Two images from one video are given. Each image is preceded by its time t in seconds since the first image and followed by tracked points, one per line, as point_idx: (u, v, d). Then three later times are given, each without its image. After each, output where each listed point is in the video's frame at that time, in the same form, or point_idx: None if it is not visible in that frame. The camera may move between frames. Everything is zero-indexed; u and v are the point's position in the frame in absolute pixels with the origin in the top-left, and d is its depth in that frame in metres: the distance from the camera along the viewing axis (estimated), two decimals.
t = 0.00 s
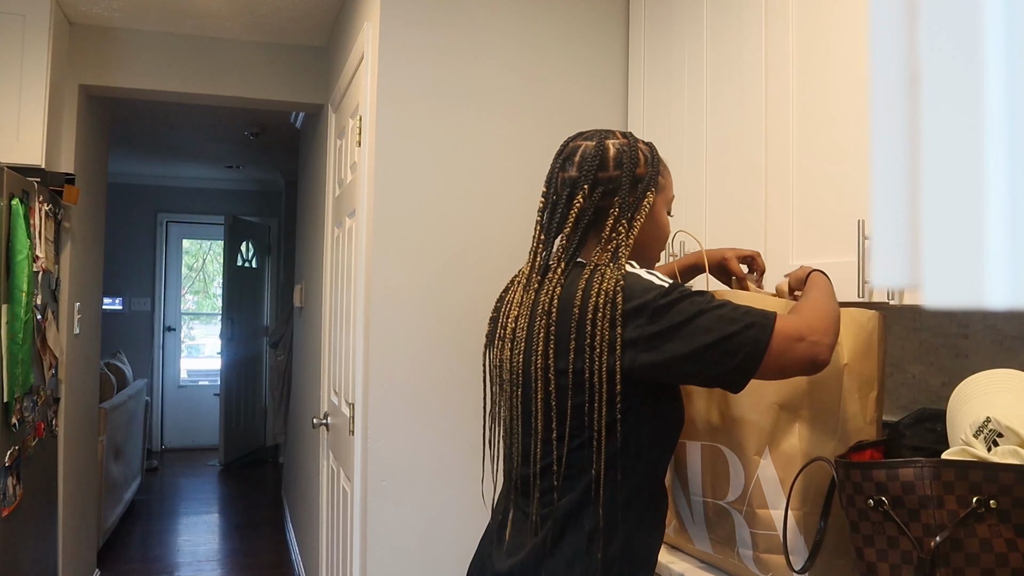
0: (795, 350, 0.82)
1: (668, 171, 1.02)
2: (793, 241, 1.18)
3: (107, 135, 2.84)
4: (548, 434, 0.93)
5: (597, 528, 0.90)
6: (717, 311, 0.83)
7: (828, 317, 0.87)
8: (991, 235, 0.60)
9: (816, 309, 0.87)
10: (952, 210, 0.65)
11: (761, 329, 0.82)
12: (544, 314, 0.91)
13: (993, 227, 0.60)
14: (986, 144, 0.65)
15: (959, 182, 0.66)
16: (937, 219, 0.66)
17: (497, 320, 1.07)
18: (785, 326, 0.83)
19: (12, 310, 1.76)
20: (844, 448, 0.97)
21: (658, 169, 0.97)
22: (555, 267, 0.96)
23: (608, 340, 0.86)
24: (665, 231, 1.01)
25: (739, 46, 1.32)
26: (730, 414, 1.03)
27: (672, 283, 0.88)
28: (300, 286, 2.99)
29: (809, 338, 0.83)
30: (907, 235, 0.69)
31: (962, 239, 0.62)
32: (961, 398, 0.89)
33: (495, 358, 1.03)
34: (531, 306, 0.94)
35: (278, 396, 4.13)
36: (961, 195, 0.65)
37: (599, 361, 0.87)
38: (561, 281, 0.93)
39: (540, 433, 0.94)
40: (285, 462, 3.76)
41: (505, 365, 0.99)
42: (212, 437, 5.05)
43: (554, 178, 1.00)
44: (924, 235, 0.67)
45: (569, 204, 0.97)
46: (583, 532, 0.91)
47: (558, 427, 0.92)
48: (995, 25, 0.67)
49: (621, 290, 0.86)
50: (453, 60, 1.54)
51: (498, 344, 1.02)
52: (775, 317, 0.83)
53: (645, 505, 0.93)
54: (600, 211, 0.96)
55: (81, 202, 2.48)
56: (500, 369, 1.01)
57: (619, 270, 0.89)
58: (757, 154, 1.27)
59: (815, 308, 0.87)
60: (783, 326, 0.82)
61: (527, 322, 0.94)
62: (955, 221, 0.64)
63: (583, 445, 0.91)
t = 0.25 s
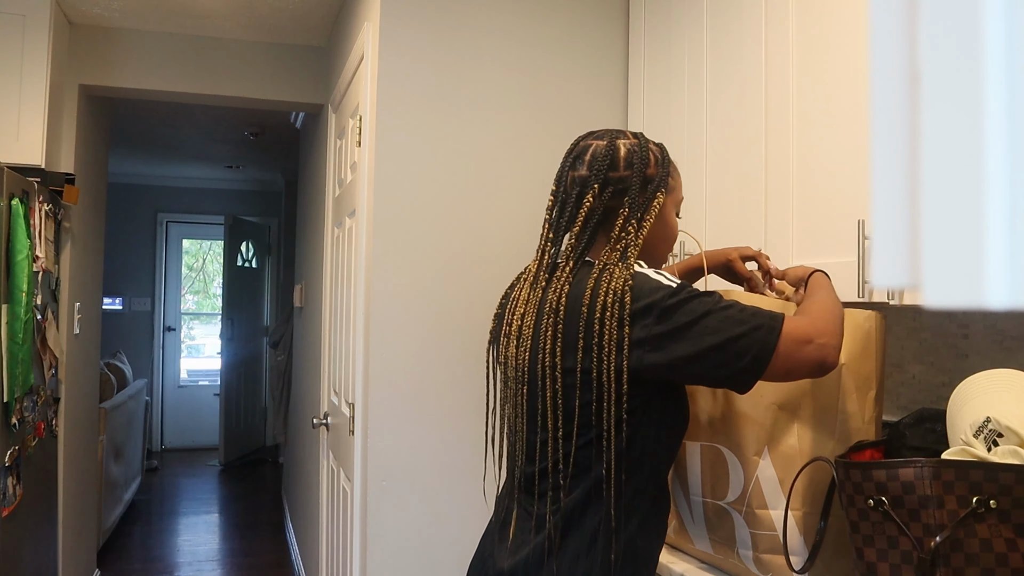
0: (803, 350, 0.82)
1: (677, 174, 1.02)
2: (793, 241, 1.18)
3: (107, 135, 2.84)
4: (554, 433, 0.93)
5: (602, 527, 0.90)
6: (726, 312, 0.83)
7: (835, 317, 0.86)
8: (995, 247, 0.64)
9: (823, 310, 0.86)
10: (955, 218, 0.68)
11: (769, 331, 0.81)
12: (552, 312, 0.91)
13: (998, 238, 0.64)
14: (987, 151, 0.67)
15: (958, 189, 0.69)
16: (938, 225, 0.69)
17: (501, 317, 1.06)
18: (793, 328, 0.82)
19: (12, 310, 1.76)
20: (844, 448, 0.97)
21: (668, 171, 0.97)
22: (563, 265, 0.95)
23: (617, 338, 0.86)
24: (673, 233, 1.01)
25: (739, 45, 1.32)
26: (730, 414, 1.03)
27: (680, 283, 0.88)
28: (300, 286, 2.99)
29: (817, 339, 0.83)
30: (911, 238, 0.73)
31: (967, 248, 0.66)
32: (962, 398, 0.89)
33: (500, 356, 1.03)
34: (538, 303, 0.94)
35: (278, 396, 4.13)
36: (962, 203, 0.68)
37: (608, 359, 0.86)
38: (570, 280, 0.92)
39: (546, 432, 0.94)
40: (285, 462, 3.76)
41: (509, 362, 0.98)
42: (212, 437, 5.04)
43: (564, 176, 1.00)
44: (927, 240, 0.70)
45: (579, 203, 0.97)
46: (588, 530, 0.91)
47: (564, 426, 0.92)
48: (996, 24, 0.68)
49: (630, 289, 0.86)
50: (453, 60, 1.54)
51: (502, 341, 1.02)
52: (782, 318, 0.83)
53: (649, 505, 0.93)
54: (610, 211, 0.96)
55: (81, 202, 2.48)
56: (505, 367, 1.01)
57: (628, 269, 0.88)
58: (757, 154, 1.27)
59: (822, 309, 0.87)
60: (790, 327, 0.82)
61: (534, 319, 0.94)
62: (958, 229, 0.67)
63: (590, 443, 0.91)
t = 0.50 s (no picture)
0: (804, 352, 0.82)
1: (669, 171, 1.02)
2: (794, 241, 1.18)
3: (106, 135, 2.83)
4: (555, 433, 0.93)
5: (602, 528, 0.91)
6: (727, 315, 0.83)
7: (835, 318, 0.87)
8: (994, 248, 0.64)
9: (824, 313, 0.87)
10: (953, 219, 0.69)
11: (769, 337, 0.81)
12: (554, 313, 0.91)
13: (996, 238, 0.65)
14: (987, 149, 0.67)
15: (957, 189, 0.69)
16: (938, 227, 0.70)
17: (501, 317, 1.06)
18: (794, 333, 0.83)
19: (12, 310, 1.76)
20: (845, 448, 0.97)
21: (661, 167, 0.97)
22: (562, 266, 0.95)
23: (620, 340, 0.86)
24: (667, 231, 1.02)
25: (739, 45, 1.32)
26: (730, 414, 1.03)
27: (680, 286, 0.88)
28: (300, 286, 2.99)
29: (817, 341, 0.83)
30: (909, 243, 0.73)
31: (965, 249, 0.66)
32: (961, 398, 0.89)
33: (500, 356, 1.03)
34: (539, 305, 0.94)
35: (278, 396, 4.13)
36: (961, 203, 0.68)
37: (610, 359, 0.86)
38: (570, 281, 0.92)
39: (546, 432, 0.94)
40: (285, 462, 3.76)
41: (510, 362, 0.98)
42: (211, 437, 5.04)
43: (557, 176, 0.99)
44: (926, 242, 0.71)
45: (574, 202, 0.97)
46: (589, 531, 0.91)
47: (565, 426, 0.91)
48: (995, 23, 0.67)
49: (632, 289, 0.86)
50: (453, 60, 1.54)
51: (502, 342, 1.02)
52: (783, 322, 0.83)
53: (649, 505, 0.93)
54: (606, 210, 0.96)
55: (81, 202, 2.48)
56: (505, 367, 1.00)
57: (629, 270, 0.89)
58: (757, 154, 1.27)
59: (823, 313, 0.87)
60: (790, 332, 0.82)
61: (535, 321, 0.94)
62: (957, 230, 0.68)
63: (591, 443, 0.91)
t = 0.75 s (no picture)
0: (784, 352, 0.82)
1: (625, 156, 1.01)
2: (793, 241, 1.18)
3: (106, 135, 2.83)
4: (547, 435, 0.92)
5: (597, 527, 0.90)
6: (706, 316, 0.83)
7: (813, 312, 0.86)
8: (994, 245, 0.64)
9: (802, 310, 0.86)
10: (953, 215, 0.69)
11: (749, 337, 0.81)
12: (534, 318, 0.92)
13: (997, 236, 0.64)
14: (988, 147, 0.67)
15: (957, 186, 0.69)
16: (937, 223, 0.70)
17: (485, 323, 1.07)
18: (772, 334, 0.82)
19: (12, 309, 1.76)
20: (845, 448, 0.96)
21: (613, 156, 0.96)
22: (534, 272, 0.95)
23: (605, 338, 0.86)
24: (636, 215, 1.01)
25: (739, 45, 1.32)
26: (730, 415, 1.03)
27: (660, 287, 0.88)
28: (300, 286, 2.99)
29: (795, 338, 0.83)
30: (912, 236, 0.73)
31: (965, 246, 0.66)
32: (962, 398, 0.89)
33: (487, 363, 1.03)
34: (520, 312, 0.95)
35: (278, 396, 4.13)
36: (962, 200, 0.68)
37: (597, 361, 0.87)
38: (544, 285, 0.92)
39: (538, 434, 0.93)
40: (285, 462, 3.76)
41: (497, 368, 0.98)
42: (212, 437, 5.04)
43: (515, 185, 1.00)
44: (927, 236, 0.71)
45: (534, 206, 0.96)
46: (584, 530, 0.91)
47: (556, 427, 0.91)
48: (995, 25, 0.68)
49: (609, 289, 0.86)
50: (454, 60, 1.54)
51: (489, 347, 1.02)
52: (763, 323, 0.83)
53: (643, 503, 0.93)
54: (567, 208, 0.95)
55: (81, 202, 2.48)
56: (493, 372, 1.00)
57: (602, 269, 0.89)
58: (757, 154, 1.27)
59: (803, 311, 0.86)
60: (771, 333, 0.82)
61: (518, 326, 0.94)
62: (957, 227, 0.68)
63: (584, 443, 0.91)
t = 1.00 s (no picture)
0: (749, 348, 0.82)
1: (580, 151, 1.00)
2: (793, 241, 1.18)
3: (106, 135, 2.83)
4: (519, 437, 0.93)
5: (573, 527, 0.90)
6: (669, 316, 0.83)
7: (783, 304, 0.86)
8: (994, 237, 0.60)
9: (773, 302, 0.86)
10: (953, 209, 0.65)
11: (712, 336, 0.82)
12: (496, 325, 0.92)
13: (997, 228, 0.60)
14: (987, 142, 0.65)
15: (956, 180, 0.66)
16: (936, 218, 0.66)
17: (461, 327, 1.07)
18: (736, 332, 0.82)
19: (12, 310, 1.76)
20: (845, 448, 0.96)
21: (567, 156, 0.95)
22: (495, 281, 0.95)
23: (568, 340, 0.86)
24: (599, 209, 1.00)
25: (739, 46, 1.32)
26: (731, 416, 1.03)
27: (626, 287, 0.88)
28: (300, 286, 2.99)
29: (760, 331, 0.83)
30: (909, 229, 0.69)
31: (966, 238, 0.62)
32: (962, 399, 0.89)
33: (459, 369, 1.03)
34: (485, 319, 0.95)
35: (278, 395, 4.13)
36: (961, 193, 0.65)
37: (558, 361, 0.87)
38: (506, 292, 0.93)
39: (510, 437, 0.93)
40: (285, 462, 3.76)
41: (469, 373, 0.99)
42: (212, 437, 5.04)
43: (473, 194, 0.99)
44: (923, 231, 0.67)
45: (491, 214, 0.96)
46: (560, 531, 0.91)
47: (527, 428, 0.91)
48: (994, 24, 0.67)
49: (570, 293, 0.87)
50: (454, 60, 1.54)
51: (461, 353, 1.02)
52: (726, 321, 0.83)
53: (620, 501, 0.92)
54: (524, 212, 0.94)
55: (81, 202, 2.48)
56: (464, 378, 1.01)
57: (562, 270, 0.90)
58: (756, 154, 1.27)
59: (769, 307, 0.85)
60: (737, 329, 0.82)
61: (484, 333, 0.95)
62: (957, 220, 0.64)
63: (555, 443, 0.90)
